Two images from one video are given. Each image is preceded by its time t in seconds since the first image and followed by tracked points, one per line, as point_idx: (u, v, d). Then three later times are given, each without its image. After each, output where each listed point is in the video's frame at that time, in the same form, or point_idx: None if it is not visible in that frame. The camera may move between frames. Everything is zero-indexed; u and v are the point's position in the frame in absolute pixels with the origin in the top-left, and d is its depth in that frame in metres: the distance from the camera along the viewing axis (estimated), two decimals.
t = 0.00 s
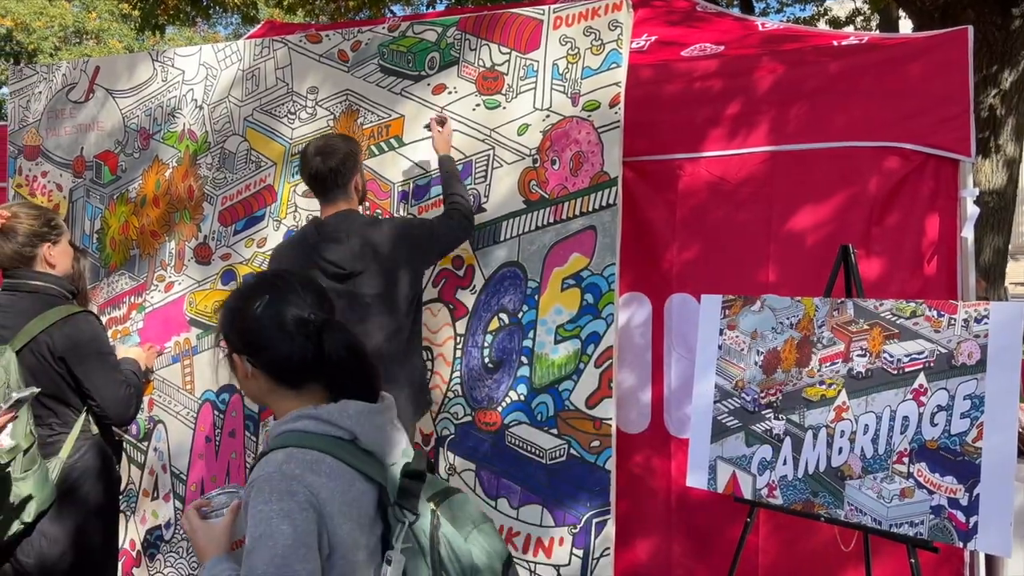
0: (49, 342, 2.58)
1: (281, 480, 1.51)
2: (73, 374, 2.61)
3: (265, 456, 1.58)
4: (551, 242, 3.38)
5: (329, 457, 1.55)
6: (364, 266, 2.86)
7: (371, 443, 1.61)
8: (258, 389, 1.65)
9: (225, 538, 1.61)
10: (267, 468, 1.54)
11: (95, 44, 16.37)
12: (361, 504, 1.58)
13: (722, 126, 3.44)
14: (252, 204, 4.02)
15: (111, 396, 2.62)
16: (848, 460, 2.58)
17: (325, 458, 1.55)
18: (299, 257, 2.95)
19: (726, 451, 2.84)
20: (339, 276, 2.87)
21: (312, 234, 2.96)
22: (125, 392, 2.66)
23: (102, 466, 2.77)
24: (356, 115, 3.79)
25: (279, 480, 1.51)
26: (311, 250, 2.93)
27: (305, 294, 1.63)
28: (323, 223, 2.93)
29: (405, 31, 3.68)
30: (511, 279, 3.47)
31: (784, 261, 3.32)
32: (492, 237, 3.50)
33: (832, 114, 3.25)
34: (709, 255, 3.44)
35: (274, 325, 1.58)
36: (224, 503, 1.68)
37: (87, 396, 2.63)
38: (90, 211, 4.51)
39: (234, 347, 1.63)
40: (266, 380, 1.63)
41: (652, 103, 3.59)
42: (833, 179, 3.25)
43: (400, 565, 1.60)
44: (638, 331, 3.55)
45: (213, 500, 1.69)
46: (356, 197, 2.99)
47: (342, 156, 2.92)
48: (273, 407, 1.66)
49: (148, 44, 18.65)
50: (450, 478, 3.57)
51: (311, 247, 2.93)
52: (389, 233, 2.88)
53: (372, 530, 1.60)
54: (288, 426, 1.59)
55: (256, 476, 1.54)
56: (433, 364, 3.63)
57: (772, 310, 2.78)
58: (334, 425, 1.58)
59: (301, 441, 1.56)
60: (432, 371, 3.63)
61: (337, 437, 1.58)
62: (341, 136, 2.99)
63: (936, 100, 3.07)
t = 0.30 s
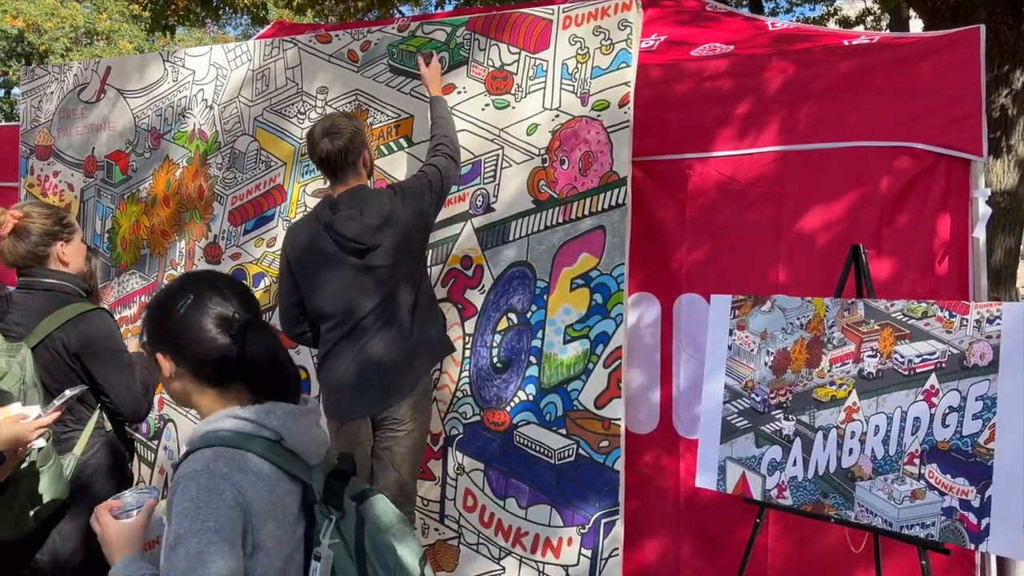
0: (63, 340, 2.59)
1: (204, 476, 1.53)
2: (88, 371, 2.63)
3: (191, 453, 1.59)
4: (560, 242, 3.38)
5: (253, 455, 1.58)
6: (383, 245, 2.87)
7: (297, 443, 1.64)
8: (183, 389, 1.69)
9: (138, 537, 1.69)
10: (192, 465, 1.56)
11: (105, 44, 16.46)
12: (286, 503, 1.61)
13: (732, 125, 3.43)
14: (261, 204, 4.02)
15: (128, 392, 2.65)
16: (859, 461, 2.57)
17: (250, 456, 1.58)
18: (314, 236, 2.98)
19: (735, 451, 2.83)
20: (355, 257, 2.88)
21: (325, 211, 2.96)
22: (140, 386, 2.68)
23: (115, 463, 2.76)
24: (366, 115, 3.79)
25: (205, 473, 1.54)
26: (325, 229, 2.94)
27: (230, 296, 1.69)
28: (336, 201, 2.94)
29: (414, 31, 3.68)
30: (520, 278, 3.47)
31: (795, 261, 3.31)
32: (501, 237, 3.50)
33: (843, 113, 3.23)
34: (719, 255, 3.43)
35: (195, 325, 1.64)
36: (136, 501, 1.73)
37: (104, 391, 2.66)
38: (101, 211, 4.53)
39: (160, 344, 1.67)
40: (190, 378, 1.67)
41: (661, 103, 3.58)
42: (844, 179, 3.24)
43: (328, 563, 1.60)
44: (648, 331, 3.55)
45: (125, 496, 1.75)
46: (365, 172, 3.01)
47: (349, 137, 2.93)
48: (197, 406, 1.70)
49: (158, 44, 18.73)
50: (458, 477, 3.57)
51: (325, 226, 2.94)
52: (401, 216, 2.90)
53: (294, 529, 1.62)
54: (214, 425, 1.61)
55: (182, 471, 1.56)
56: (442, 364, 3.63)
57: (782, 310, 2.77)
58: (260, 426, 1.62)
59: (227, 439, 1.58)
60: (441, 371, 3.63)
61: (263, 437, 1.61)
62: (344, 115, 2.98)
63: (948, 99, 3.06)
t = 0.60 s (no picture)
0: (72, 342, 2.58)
1: (120, 456, 1.54)
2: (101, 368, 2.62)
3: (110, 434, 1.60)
4: (567, 243, 3.38)
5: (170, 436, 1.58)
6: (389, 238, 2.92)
7: (215, 428, 1.63)
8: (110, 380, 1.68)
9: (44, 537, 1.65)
10: (108, 444, 1.56)
11: (114, 45, 16.52)
12: (203, 486, 1.59)
13: (740, 126, 3.43)
14: (270, 204, 4.04)
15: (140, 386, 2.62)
16: (867, 463, 2.56)
17: (168, 438, 1.57)
18: (320, 232, 3.01)
19: (743, 453, 2.83)
20: (362, 250, 2.92)
21: (332, 209, 2.99)
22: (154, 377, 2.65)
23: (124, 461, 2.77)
24: (374, 116, 3.78)
25: (123, 451, 1.54)
26: (333, 226, 2.97)
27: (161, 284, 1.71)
28: (342, 197, 2.97)
29: (423, 32, 3.68)
30: (527, 279, 3.47)
31: (802, 262, 3.31)
32: (509, 238, 3.50)
33: (852, 115, 3.23)
34: (726, 256, 3.43)
35: (129, 322, 1.64)
36: (43, 501, 1.70)
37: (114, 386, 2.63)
38: (110, 211, 4.55)
39: (88, 335, 1.64)
40: (121, 368, 1.67)
41: (669, 104, 3.57)
42: (853, 180, 3.23)
43: (243, 542, 1.60)
44: (655, 331, 3.54)
45: (31, 498, 1.70)
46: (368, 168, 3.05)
47: (351, 134, 2.95)
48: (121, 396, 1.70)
49: (166, 45, 18.79)
50: (465, 478, 3.57)
51: (333, 223, 2.97)
52: (405, 204, 2.94)
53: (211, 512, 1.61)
54: (136, 408, 1.61)
55: (100, 449, 1.56)
56: (449, 365, 3.63)
57: (790, 311, 2.77)
58: (180, 408, 1.62)
59: (145, 420, 1.59)
60: (447, 372, 3.63)
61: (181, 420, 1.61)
62: (344, 113, 2.99)
63: (957, 101, 3.05)
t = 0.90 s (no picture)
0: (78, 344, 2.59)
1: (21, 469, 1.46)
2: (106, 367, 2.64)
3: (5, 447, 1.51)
4: (572, 244, 3.38)
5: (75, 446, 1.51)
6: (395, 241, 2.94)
7: (121, 436, 1.58)
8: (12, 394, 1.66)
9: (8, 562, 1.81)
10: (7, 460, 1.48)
11: (120, 46, 16.58)
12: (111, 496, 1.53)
13: (745, 128, 3.43)
14: (275, 204, 4.04)
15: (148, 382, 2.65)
16: (872, 465, 2.56)
17: (72, 448, 1.50)
18: (329, 230, 3.02)
19: (748, 454, 2.83)
20: (370, 251, 2.94)
21: (341, 207, 3.00)
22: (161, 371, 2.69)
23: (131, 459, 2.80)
24: (379, 116, 3.79)
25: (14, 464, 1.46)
26: (343, 225, 2.99)
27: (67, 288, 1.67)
28: (351, 197, 2.98)
29: (428, 33, 3.68)
30: (531, 280, 3.47)
31: (807, 263, 3.31)
32: (513, 239, 3.51)
33: (857, 116, 3.22)
34: (731, 257, 3.42)
35: (29, 337, 1.60)
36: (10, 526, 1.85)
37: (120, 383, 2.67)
38: (116, 211, 4.57)
39: None
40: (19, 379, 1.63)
41: (674, 105, 3.57)
42: (859, 181, 3.23)
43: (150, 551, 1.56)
44: (660, 332, 3.54)
45: None
46: (377, 170, 3.06)
47: (358, 135, 2.96)
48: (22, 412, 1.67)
49: (171, 45, 18.83)
50: (469, 478, 3.57)
51: (342, 222, 2.99)
52: (411, 207, 2.97)
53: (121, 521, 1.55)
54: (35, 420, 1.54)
55: None
56: (453, 366, 3.63)
57: (795, 313, 2.76)
58: (82, 418, 1.56)
59: (46, 433, 1.51)
60: (452, 373, 3.63)
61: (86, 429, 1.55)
62: (352, 113, 3.00)
63: (963, 102, 3.04)
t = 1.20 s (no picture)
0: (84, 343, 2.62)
1: None
2: (111, 369, 2.67)
3: None
4: (573, 245, 3.39)
5: None
6: (402, 243, 2.93)
7: None
8: None
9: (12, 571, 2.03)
10: None
11: (122, 46, 16.62)
12: None
13: (747, 129, 3.43)
14: (277, 205, 4.05)
15: (153, 384, 2.69)
16: (873, 466, 2.56)
17: None
18: (339, 229, 3.03)
19: (749, 456, 2.83)
20: (378, 253, 2.95)
21: (351, 208, 3.01)
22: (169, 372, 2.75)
23: (131, 460, 2.81)
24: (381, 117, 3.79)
25: None
26: (353, 225, 3.00)
27: None
28: (362, 197, 2.99)
29: (430, 34, 3.68)
30: (533, 280, 3.47)
31: (809, 264, 3.31)
32: (515, 240, 3.51)
33: (859, 118, 3.22)
34: (733, 258, 3.42)
35: None
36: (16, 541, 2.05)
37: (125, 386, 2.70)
38: (118, 211, 4.57)
39: None
40: None
41: (676, 106, 3.57)
42: (861, 183, 3.23)
43: None
44: (662, 332, 3.54)
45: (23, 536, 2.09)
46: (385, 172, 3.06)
47: (368, 139, 2.96)
48: None
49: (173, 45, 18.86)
50: (470, 479, 3.58)
51: (353, 223, 3.00)
52: (419, 208, 2.96)
53: None
54: None
55: None
56: (454, 366, 3.63)
57: (797, 314, 2.76)
58: None
59: None
60: (453, 373, 3.63)
61: None
62: (361, 116, 2.99)
63: (965, 104, 3.04)
